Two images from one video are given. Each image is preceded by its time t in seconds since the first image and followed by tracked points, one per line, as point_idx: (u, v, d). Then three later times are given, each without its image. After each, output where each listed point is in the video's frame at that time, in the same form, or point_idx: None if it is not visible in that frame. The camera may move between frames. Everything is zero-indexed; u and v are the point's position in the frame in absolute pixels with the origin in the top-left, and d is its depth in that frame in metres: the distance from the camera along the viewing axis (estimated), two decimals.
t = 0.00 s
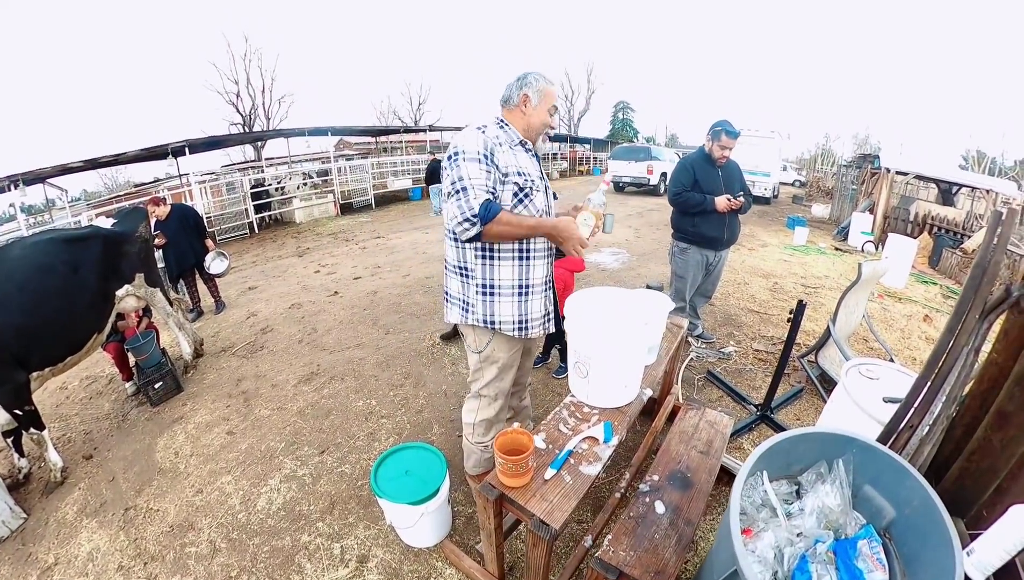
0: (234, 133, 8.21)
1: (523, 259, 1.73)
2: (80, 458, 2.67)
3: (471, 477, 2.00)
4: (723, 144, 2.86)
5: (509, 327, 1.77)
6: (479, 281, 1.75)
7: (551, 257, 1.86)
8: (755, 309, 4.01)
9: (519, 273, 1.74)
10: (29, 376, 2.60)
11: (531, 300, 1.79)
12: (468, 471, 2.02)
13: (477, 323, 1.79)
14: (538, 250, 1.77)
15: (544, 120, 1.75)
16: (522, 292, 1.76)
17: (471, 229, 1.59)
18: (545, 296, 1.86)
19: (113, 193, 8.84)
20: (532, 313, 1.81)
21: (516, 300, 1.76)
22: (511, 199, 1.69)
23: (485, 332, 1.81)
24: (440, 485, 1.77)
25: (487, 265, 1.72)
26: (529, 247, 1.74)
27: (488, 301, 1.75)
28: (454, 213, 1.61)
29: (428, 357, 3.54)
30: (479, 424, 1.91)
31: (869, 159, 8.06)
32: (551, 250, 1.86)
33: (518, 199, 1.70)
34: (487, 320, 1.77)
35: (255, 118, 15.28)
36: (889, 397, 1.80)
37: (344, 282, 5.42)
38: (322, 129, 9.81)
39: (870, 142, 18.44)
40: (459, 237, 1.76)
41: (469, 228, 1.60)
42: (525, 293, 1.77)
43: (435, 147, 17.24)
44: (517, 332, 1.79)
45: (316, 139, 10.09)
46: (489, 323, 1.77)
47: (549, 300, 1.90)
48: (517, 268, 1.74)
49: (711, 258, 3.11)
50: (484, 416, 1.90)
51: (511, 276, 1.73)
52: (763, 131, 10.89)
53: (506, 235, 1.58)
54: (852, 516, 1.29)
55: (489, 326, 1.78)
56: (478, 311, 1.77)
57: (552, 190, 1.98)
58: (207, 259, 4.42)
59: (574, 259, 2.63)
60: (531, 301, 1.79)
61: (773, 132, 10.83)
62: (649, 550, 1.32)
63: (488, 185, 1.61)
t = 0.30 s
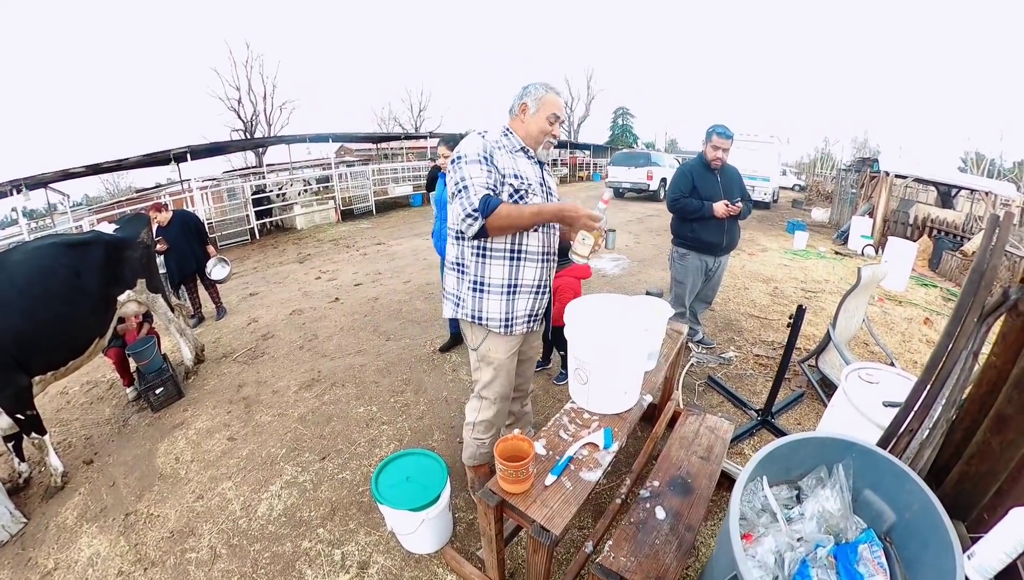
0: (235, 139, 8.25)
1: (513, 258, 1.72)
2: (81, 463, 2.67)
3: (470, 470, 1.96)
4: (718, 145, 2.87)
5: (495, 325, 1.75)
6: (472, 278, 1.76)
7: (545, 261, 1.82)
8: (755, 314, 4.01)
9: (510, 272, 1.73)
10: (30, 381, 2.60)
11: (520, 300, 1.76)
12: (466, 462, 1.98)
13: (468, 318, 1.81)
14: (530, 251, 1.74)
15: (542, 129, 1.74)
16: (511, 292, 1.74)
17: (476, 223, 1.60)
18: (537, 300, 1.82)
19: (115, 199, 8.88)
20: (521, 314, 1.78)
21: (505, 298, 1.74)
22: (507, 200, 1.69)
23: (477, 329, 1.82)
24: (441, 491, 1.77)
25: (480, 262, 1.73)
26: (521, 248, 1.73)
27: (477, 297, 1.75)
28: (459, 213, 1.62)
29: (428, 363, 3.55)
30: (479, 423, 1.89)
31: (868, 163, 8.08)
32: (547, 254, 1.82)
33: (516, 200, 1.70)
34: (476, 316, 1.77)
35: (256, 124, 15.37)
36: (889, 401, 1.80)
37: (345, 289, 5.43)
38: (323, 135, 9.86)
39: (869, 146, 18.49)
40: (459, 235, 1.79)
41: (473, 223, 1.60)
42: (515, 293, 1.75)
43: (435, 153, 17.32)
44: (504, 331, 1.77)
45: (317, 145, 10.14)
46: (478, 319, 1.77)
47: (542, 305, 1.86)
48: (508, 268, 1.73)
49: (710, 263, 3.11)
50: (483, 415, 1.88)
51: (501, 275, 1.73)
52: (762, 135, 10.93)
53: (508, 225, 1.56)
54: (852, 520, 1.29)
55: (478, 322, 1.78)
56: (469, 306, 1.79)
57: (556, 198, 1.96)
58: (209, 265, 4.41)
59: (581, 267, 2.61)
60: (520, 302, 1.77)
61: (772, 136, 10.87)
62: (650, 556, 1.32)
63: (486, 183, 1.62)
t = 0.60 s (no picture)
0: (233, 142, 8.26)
1: (512, 258, 1.71)
2: (81, 467, 2.67)
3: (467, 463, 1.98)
4: (714, 143, 2.88)
5: (502, 328, 1.75)
6: (477, 282, 1.77)
7: (544, 259, 1.81)
8: (754, 312, 4.01)
9: (510, 271, 1.73)
10: (31, 386, 2.60)
11: (523, 300, 1.76)
12: (462, 456, 1.99)
13: (475, 324, 1.81)
14: (527, 249, 1.74)
15: (525, 123, 1.74)
16: (513, 292, 1.74)
17: (494, 201, 1.48)
18: (538, 298, 1.81)
19: (113, 203, 8.88)
20: (524, 313, 1.78)
21: (508, 299, 1.74)
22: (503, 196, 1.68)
23: (482, 333, 1.82)
24: (441, 492, 1.78)
25: (482, 265, 1.73)
26: (518, 246, 1.72)
27: (482, 300, 1.75)
28: (471, 202, 1.53)
29: (428, 365, 3.55)
30: (474, 417, 1.90)
31: (866, 160, 8.08)
32: (545, 251, 1.81)
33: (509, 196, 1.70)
34: (482, 320, 1.77)
35: (254, 127, 15.38)
36: (888, 398, 1.80)
37: (344, 291, 5.43)
38: (321, 137, 9.86)
39: (867, 143, 18.51)
40: (461, 242, 1.80)
41: (491, 201, 1.48)
42: (517, 293, 1.75)
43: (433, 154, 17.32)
44: (509, 333, 1.76)
45: (315, 147, 10.14)
46: (484, 323, 1.77)
47: (542, 303, 1.85)
48: (509, 267, 1.73)
49: (707, 261, 3.11)
50: (480, 412, 1.89)
51: (502, 276, 1.72)
52: (760, 133, 10.93)
53: (523, 200, 1.48)
54: (853, 518, 1.29)
55: (484, 327, 1.78)
56: (475, 311, 1.79)
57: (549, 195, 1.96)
58: (207, 268, 4.43)
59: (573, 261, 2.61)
60: (523, 301, 1.76)
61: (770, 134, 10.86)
62: (649, 555, 1.32)
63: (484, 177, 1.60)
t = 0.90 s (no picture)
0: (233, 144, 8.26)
1: (506, 259, 1.71)
2: (81, 468, 2.67)
3: (467, 465, 1.98)
4: (711, 147, 2.91)
5: (495, 330, 1.75)
6: (472, 283, 1.78)
7: (540, 262, 1.80)
8: (754, 314, 4.02)
9: (505, 273, 1.72)
10: (31, 387, 2.60)
11: (518, 303, 1.75)
12: (462, 458, 1.99)
13: (469, 325, 1.82)
14: (523, 250, 1.73)
15: (524, 125, 1.74)
16: (508, 294, 1.74)
17: (491, 179, 1.47)
18: (533, 301, 1.80)
19: (113, 204, 8.88)
20: (518, 316, 1.77)
21: (502, 301, 1.74)
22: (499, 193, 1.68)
23: (477, 335, 1.82)
24: (440, 494, 1.77)
25: (478, 266, 1.74)
26: (514, 247, 1.72)
27: (477, 302, 1.76)
28: (467, 183, 1.51)
29: (428, 366, 3.55)
30: (474, 421, 1.90)
31: (865, 162, 8.10)
32: (541, 254, 1.80)
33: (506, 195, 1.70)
34: (476, 322, 1.78)
35: (253, 129, 15.39)
36: (887, 399, 1.80)
37: (344, 292, 5.43)
38: (321, 139, 9.88)
39: (866, 145, 18.55)
40: (457, 242, 1.82)
41: (488, 180, 1.47)
42: (512, 295, 1.75)
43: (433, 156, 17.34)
44: (503, 335, 1.76)
45: (315, 149, 10.15)
46: (478, 325, 1.78)
47: (538, 307, 1.84)
48: (504, 269, 1.72)
49: (704, 263, 3.11)
50: (479, 416, 1.89)
51: (496, 277, 1.72)
52: (759, 135, 10.93)
53: (523, 179, 1.48)
54: (852, 518, 1.29)
55: (479, 328, 1.78)
56: (469, 312, 1.80)
57: (548, 198, 1.95)
58: (207, 270, 4.44)
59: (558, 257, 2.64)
60: (518, 303, 1.76)
61: (770, 136, 10.89)
62: (649, 556, 1.32)
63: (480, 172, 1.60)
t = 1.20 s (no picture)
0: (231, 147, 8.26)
1: (501, 258, 1.71)
2: (81, 473, 2.67)
3: (466, 466, 1.98)
4: (699, 147, 2.93)
5: (489, 330, 1.75)
6: (467, 282, 1.79)
7: (535, 263, 1.80)
8: (753, 312, 4.02)
9: (500, 273, 1.72)
10: (30, 392, 2.60)
11: (512, 303, 1.75)
12: (462, 459, 1.99)
13: (464, 325, 1.82)
14: (519, 250, 1.73)
15: (522, 126, 1.74)
16: (502, 294, 1.74)
17: (484, 165, 1.49)
18: (527, 302, 1.80)
19: (111, 208, 8.87)
20: (512, 316, 1.77)
21: (496, 301, 1.74)
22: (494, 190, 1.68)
23: (471, 335, 1.82)
24: (440, 496, 1.77)
25: (472, 265, 1.74)
26: (509, 247, 1.72)
27: (471, 301, 1.76)
28: (461, 174, 1.52)
29: (428, 368, 3.55)
30: (473, 423, 1.90)
31: (863, 159, 8.11)
32: (536, 255, 1.80)
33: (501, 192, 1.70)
34: (470, 322, 1.78)
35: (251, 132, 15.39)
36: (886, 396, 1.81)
37: (343, 295, 5.43)
38: (319, 141, 9.89)
39: (863, 143, 18.59)
40: (453, 242, 1.83)
41: (482, 166, 1.49)
42: (506, 295, 1.75)
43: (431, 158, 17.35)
44: (496, 335, 1.76)
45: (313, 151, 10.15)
46: (471, 324, 1.78)
47: (533, 308, 1.84)
48: (498, 268, 1.72)
49: (699, 264, 3.09)
50: (477, 417, 1.88)
51: (491, 276, 1.72)
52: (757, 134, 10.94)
53: (516, 166, 1.52)
54: (852, 515, 1.30)
55: (472, 328, 1.78)
56: (464, 312, 1.80)
57: (544, 199, 1.95)
58: (206, 272, 4.44)
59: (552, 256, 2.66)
60: (511, 303, 1.76)
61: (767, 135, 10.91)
62: (649, 555, 1.32)
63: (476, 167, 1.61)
